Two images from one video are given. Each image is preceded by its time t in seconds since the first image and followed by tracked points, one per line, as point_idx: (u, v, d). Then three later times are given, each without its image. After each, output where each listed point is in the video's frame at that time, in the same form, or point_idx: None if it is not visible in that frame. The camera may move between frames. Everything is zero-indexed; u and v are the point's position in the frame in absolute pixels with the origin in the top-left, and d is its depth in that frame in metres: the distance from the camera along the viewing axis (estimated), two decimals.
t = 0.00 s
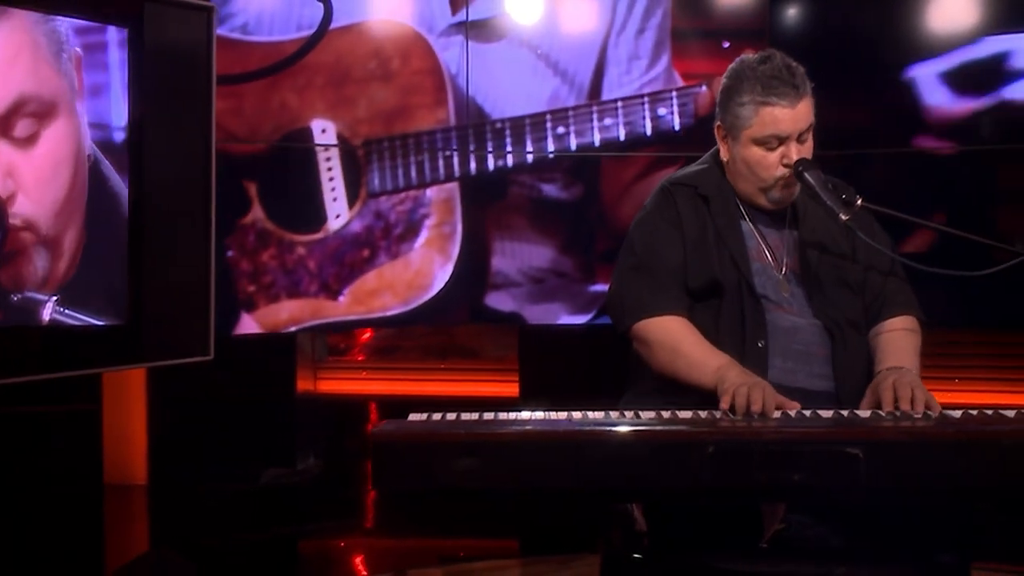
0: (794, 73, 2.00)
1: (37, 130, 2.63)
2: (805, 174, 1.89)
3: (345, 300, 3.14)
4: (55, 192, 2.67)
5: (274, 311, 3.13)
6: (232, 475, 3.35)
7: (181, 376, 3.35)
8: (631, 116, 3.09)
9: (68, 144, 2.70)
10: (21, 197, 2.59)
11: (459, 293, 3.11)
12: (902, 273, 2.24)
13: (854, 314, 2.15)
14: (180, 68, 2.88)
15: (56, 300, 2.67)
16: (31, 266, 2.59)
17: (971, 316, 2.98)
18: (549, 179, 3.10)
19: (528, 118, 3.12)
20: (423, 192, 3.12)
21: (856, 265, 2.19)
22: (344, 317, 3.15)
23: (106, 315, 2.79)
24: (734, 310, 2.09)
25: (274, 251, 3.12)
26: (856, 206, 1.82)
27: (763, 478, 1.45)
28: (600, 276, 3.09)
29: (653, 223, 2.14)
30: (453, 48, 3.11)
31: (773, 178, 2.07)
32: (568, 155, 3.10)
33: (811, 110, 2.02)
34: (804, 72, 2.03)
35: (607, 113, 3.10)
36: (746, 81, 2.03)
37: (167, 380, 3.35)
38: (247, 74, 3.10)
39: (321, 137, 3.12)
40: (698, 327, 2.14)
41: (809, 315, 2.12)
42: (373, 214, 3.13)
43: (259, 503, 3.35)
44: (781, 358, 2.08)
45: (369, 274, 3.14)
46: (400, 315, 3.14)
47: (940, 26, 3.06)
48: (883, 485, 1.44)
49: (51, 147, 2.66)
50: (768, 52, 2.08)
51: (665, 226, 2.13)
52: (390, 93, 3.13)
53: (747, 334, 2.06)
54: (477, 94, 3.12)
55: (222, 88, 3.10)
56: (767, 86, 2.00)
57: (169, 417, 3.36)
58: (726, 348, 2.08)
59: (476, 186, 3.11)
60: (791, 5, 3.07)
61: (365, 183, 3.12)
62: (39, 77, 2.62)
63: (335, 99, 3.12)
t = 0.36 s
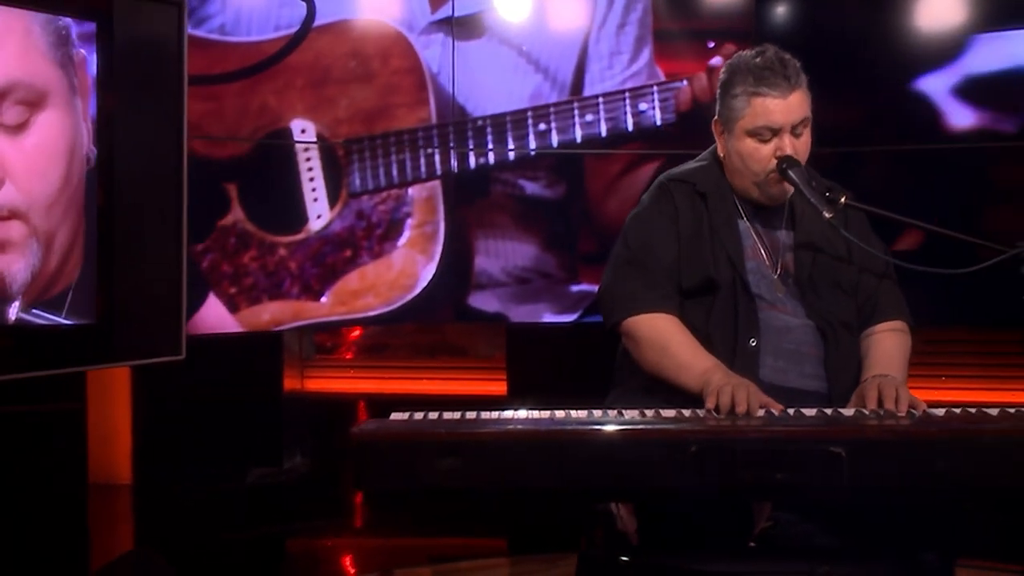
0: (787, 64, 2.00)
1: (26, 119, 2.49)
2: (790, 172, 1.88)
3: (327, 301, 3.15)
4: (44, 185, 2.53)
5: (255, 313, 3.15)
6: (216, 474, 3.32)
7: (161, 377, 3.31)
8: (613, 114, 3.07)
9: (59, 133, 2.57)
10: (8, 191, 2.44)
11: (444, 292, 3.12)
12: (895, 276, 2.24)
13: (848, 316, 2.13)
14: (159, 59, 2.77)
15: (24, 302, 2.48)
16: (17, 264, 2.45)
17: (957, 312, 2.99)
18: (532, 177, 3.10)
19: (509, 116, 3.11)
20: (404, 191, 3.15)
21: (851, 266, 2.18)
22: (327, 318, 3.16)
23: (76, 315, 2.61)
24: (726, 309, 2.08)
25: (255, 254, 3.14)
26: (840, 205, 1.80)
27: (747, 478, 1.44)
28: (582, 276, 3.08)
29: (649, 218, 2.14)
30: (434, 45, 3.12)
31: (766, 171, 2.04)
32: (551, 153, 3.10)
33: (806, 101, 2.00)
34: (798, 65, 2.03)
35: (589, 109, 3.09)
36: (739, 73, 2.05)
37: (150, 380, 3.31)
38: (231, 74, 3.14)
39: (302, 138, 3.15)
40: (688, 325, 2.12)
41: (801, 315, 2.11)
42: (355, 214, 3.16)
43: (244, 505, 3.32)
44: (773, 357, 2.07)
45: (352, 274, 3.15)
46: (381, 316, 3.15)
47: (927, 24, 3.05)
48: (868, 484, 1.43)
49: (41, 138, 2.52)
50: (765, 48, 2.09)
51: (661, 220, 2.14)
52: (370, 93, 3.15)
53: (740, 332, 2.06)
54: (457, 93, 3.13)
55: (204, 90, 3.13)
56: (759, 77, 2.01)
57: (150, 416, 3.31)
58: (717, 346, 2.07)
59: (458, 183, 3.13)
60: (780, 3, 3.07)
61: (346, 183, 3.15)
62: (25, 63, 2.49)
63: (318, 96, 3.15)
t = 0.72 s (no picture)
0: (769, 59, 2.00)
1: None
2: (772, 173, 1.89)
3: (308, 304, 3.17)
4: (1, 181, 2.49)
5: (236, 318, 3.21)
6: (200, 475, 3.30)
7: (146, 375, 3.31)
8: (596, 114, 3.06)
9: (20, 129, 2.53)
10: None
11: (427, 293, 3.12)
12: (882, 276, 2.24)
13: (835, 317, 2.13)
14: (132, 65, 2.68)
15: None
16: None
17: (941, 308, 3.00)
18: (515, 177, 3.10)
19: (490, 116, 3.10)
20: (386, 193, 3.16)
21: (838, 268, 2.17)
22: (309, 321, 3.19)
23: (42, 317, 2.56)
24: (713, 311, 2.08)
25: (233, 258, 3.19)
26: (823, 204, 1.80)
27: (728, 479, 1.43)
28: (565, 278, 3.09)
29: (631, 223, 2.13)
30: (416, 44, 3.12)
31: (749, 169, 2.03)
32: (534, 152, 3.09)
33: (789, 96, 2.00)
34: (781, 62, 2.03)
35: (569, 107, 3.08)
36: (721, 70, 2.04)
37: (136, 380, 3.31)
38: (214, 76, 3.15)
39: (281, 142, 3.17)
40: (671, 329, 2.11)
41: (790, 318, 2.10)
42: (335, 217, 3.17)
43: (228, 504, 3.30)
44: (762, 359, 2.06)
45: (332, 277, 3.18)
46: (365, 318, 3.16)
47: (913, 24, 3.05)
48: (850, 485, 1.43)
49: None
50: (748, 46, 2.09)
51: (642, 224, 2.13)
52: (349, 95, 3.16)
53: (727, 333, 2.05)
54: (439, 93, 3.13)
55: (184, 93, 3.16)
56: (741, 72, 2.00)
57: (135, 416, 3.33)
58: (703, 350, 2.07)
59: (441, 183, 3.13)
60: (767, 3, 3.07)
61: (326, 186, 3.17)
62: None
63: (299, 97, 3.16)
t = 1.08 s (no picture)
0: (729, 54, 2.07)
1: None
2: (750, 172, 1.89)
3: (289, 311, 3.14)
4: None
5: (216, 325, 3.15)
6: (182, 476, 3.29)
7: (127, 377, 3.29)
8: (578, 120, 3.06)
9: None
10: None
11: (410, 298, 3.09)
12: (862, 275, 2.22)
13: (813, 317, 2.14)
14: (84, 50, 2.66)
15: None
16: None
17: (924, 310, 3.00)
18: (498, 185, 3.08)
19: (472, 122, 3.09)
20: (367, 201, 3.12)
21: (816, 268, 2.17)
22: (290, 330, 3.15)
23: None
24: (689, 314, 2.08)
25: (212, 266, 3.13)
26: (802, 203, 1.82)
27: (705, 481, 1.42)
28: (547, 284, 3.08)
29: (605, 225, 2.12)
30: (398, 53, 3.10)
31: (727, 163, 2.04)
32: (515, 159, 3.08)
33: (753, 86, 2.05)
34: (741, 56, 2.09)
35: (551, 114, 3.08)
36: (684, 71, 2.10)
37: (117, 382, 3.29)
38: (196, 83, 3.11)
39: (262, 148, 3.13)
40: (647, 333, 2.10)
41: (767, 320, 2.10)
42: (315, 223, 3.13)
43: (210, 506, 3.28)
44: (737, 363, 2.06)
45: (311, 285, 3.13)
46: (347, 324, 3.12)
47: (898, 25, 3.05)
48: (828, 485, 1.42)
49: None
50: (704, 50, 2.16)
51: (616, 227, 2.12)
52: (331, 99, 3.13)
53: (702, 338, 2.06)
54: (421, 98, 3.11)
55: (162, 97, 3.11)
56: (704, 68, 2.06)
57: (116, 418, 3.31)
58: (680, 352, 2.07)
59: (422, 190, 3.10)
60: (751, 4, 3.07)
61: (307, 193, 3.13)
62: None
63: (281, 102, 3.13)
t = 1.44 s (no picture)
0: (708, 58, 2.07)
1: None
2: (733, 173, 1.91)
3: (274, 320, 3.12)
4: None
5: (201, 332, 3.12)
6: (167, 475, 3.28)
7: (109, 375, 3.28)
8: (569, 134, 3.02)
9: None
10: None
11: (398, 307, 3.05)
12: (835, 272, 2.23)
13: (787, 316, 2.15)
14: (62, 23, 1.96)
15: None
16: None
17: (907, 312, 3.00)
18: (483, 196, 3.05)
19: (462, 136, 3.06)
20: (354, 213, 3.08)
21: (789, 266, 2.18)
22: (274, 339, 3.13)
23: None
24: (661, 318, 2.08)
25: (198, 273, 3.10)
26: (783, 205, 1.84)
27: (684, 484, 1.41)
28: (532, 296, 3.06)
29: (572, 233, 2.11)
30: (388, 59, 3.06)
31: (706, 166, 2.05)
32: (502, 176, 3.04)
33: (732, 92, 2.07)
34: (718, 60, 2.10)
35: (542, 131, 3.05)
36: (664, 72, 2.09)
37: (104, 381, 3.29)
38: (180, 87, 3.08)
39: (251, 156, 3.10)
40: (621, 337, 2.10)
41: (740, 322, 2.10)
42: (302, 234, 3.10)
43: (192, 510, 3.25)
44: (711, 365, 2.07)
45: (296, 296, 3.10)
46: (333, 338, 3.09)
47: (883, 27, 3.06)
48: (808, 489, 1.42)
49: None
50: (678, 50, 2.16)
51: (585, 234, 2.11)
52: (318, 110, 3.10)
53: (676, 347, 2.06)
54: (408, 105, 3.08)
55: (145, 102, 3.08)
56: (686, 71, 2.06)
57: (98, 420, 3.29)
58: (655, 355, 2.07)
59: (409, 204, 3.07)
60: (738, 4, 3.08)
61: (295, 202, 3.10)
62: None
63: (265, 106, 3.10)
